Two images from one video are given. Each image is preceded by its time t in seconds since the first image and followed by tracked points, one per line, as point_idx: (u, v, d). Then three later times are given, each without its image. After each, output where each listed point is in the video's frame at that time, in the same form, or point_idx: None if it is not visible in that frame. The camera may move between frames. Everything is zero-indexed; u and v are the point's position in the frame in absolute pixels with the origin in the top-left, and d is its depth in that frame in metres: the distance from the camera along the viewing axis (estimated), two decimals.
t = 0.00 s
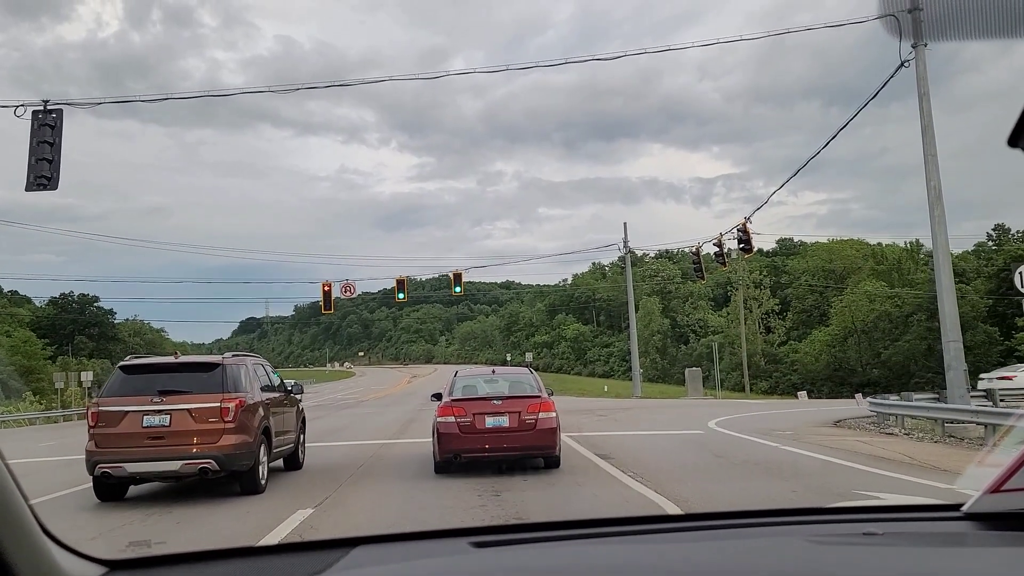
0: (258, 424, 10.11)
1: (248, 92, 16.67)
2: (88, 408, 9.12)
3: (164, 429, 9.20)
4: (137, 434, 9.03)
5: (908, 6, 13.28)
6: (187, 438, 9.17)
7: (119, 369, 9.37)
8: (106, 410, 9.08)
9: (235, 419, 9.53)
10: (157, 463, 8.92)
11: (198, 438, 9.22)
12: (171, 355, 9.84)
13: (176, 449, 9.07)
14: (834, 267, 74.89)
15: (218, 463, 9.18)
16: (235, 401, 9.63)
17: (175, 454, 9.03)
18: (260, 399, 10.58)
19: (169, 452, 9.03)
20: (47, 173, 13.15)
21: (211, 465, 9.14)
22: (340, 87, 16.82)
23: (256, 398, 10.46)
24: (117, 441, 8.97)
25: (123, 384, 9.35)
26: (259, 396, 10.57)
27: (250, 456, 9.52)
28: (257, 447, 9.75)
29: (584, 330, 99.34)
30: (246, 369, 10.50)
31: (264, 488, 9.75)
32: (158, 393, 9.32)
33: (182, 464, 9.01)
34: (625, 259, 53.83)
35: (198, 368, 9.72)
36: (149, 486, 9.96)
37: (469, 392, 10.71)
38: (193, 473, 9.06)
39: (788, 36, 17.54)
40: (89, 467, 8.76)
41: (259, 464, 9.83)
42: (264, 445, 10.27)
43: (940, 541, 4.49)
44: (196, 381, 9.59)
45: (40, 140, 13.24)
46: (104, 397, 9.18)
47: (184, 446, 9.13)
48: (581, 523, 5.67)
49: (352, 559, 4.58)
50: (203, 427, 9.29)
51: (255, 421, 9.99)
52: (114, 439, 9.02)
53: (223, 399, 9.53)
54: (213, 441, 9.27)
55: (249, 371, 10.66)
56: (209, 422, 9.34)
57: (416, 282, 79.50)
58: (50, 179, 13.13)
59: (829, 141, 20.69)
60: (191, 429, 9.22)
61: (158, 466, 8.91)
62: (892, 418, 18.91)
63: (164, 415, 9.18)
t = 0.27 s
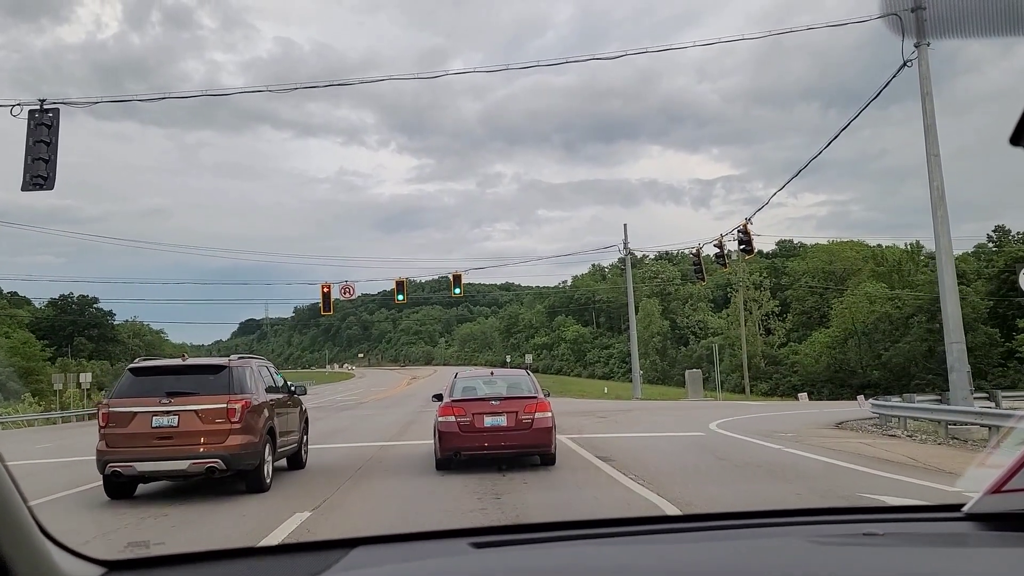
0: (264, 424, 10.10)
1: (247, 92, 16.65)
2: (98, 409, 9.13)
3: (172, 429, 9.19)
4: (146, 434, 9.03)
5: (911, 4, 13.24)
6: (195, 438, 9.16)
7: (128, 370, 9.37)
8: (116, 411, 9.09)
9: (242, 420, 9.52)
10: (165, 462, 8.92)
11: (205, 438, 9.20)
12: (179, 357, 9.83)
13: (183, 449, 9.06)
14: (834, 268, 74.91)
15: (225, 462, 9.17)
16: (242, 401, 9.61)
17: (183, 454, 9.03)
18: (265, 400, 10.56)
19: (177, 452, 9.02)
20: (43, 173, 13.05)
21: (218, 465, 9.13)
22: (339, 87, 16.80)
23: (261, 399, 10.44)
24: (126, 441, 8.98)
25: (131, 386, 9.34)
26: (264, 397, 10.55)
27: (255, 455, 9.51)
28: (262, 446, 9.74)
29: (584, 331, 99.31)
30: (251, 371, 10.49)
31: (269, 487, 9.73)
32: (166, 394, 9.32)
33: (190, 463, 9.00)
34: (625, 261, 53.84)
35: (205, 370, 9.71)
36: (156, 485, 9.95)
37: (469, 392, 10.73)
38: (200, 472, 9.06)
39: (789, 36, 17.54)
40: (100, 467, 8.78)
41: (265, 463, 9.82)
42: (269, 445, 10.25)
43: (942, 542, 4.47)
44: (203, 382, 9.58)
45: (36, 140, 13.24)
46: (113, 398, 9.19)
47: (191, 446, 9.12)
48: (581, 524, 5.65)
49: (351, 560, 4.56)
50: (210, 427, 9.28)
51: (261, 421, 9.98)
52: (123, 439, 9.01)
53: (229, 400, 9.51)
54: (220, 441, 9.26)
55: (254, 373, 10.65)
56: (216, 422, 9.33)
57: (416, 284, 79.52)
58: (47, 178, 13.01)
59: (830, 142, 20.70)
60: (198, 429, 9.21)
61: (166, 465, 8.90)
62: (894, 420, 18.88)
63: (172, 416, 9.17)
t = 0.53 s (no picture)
0: (272, 424, 10.15)
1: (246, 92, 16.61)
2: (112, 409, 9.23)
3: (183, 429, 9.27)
4: (157, 434, 9.10)
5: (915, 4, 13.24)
6: (205, 438, 9.22)
7: (141, 371, 9.46)
8: (129, 411, 9.17)
9: (251, 420, 9.56)
10: (175, 460, 9.02)
11: (214, 437, 9.26)
12: (191, 358, 9.89)
13: (193, 447, 9.14)
14: (834, 270, 75.01)
15: (234, 460, 9.24)
16: (251, 402, 9.65)
17: (193, 452, 9.10)
18: (273, 400, 10.60)
19: (188, 451, 9.09)
20: (38, 172, 13.07)
21: (226, 463, 9.21)
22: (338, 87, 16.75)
23: (270, 399, 10.48)
24: (140, 440, 9.05)
25: (144, 387, 9.43)
26: (272, 398, 10.59)
27: (263, 454, 9.55)
28: (270, 446, 9.78)
29: (584, 333, 99.29)
30: (260, 371, 10.52)
31: (276, 484, 9.79)
32: (178, 395, 9.38)
33: (199, 461, 9.08)
34: (625, 263, 53.82)
35: (215, 372, 9.77)
36: (166, 482, 10.07)
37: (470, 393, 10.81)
38: (210, 470, 9.15)
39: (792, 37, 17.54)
40: (114, 464, 8.89)
41: (272, 462, 9.88)
42: (276, 444, 10.29)
43: (939, 542, 4.46)
44: (213, 383, 9.64)
45: (31, 139, 13.22)
46: (127, 399, 9.28)
47: (201, 444, 9.19)
48: (580, 524, 5.65)
49: (351, 559, 4.56)
50: (220, 427, 9.33)
51: (269, 421, 10.01)
52: (136, 438, 9.10)
53: (239, 401, 9.55)
54: (229, 440, 9.31)
55: (262, 374, 10.70)
56: (226, 421, 9.38)
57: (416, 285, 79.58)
58: (42, 178, 13.05)
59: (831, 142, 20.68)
60: (208, 429, 9.27)
61: (177, 463, 9.00)
62: (897, 423, 18.84)
63: (184, 416, 9.24)
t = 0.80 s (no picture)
0: (280, 423, 10.47)
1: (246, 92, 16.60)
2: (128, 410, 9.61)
3: (196, 427, 9.61)
4: (171, 432, 9.46)
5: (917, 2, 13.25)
6: (216, 436, 9.56)
7: (155, 373, 9.84)
8: (144, 411, 9.54)
9: (260, 419, 9.88)
10: (188, 457, 9.37)
11: (225, 436, 9.60)
12: (202, 361, 10.23)
13: (205, 446, 9.49)
14: (833, 271, 75.02)
15: (244, 458, 9.56)
16: (260, 402, 9.98)
17: (205, 450, 9.45)
18: (281, 401, 10.92)
19: (201, 449, 9.44)
20: (33, 172, 13.02)
21: (237, 460, 9.54)
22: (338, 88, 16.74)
23: (280, 399, 10.79)
24: (154, 438, 9.42)
25: (158, 388, 9.80)
26: (280, 399, 10.91)
27: (272, 452, 9.87)
28: (279, 444, 10.10)
29: (583, 334, 99.21)
30: (268, 373, 10.85)
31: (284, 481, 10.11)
32: (191, 396, 9.73)
33: (211, 459, 9.43)
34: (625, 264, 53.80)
35: (226, 373, 10.10)
36: (180, 480, 10.45)
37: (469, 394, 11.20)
38: (222, 467, 9.50)
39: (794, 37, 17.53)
40: (131, 462, 9.28)
41: (281, 459, 10.19)
42: (284, 443, 10.61)
43: (938, 543, 4.46)
44: (225, 384, 9.98)
45: (26, 138, 13.16)
46: (142, 400, 9.66)
47: (213, 443, 9.53)
48: (580, 526, 5.65)
49: (351, 560, 4.56)
50: (231, 426, 9.66)
51: (278, 421, 10.34)
52: (152, 436, 9.48)
53: (249, 401, 9.88)
54: (239, 438, 9.64)
55: (271, 375, 11.02)
56: (236, 421, 9.71)
57: (415, 287, 79.49)
58: (37, 177, 13.01)
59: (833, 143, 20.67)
60: (220, 428, 9.60)
61: (190, 460, 9.36)
62: (900, 424, 18.78)
63: (196, 416, 9.58)
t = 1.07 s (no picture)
0: (288, 420, 11.09)
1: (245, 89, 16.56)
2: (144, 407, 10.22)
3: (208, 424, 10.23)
4: (185, 429, 10.07)
5: None
6: (227, 432, 10.17)
7: (170, 373, 10.46)
8: (159, 409, 10.15)
9: (268, 416, 10.50)
10: (202, 452, 10.00)
11: (236, 432, 10.21)
12: (214, 361, 10.85)
13: (218, 441, 10.11)
14: (833, 271, 75.05)
15: (254, 453, 10.18)
16: (269, 400, 10.59)
17: (217, 446, 10.07)
18: (288, 399, 11.52)
19: (213, 444, 10.07)
20: (27, 168, 12.71)
21: (248, 455, 10.16)
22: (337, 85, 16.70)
23: (286, 398, 11.41)
24: (169, 434, 10.03)
25: (173, 387, 10.42)
26: (287, 397, 11.51)
27: (280, 448, 10.48)
28: (287, 440, 10.72)
29: (582, 335, 99.14)
30: (275, 373, 11.45)
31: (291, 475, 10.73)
32: (203, 394, 10.34)
33: (223, 453, 10.05)
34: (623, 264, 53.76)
35: (236, 373, 10.72)
36: (192, 474, 11.06)
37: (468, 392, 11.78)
38: (233, 461, 10.11)
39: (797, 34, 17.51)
40: (147, 456, 9.89)
41: (288, 454, 10.81)
42: (291, 439, 11.21)
43: (940, 541, 4.44)
44: (235, 383, 10.59)
45: (19, 133, 12.90)
46: (157, 398, 10.28)
47: (225, 439, 10.15)
48: (580, 524, 5.62)
49: (349, 558, 4.53)
50: (241, 423, 10.27)
51: (285, 418, 10.95)
52: (167, 432, 10.06)
53: (258, 399, 10.49)
54: (249, 434, 10.26)
55: (278, 375, 11.63)
56: (246, 418, 10.33)
57: (414, 287, 79.39)
58: (30, 173, 12.71)
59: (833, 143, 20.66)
60: (231, 425, 10.22)
61: (203, 455, 9.98)
62: (903, 425, 18.72)
63: (209, 413, 10.19)
